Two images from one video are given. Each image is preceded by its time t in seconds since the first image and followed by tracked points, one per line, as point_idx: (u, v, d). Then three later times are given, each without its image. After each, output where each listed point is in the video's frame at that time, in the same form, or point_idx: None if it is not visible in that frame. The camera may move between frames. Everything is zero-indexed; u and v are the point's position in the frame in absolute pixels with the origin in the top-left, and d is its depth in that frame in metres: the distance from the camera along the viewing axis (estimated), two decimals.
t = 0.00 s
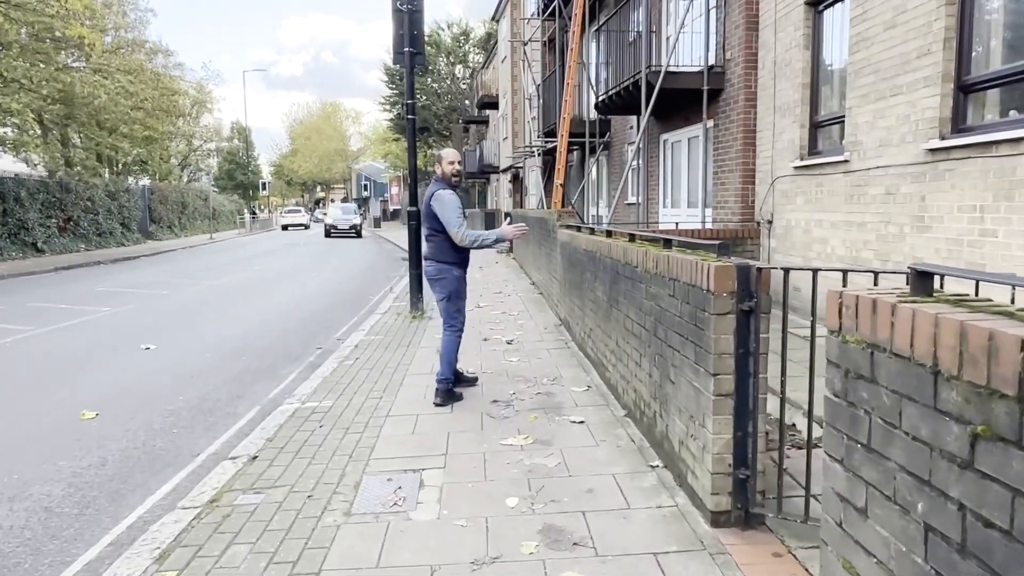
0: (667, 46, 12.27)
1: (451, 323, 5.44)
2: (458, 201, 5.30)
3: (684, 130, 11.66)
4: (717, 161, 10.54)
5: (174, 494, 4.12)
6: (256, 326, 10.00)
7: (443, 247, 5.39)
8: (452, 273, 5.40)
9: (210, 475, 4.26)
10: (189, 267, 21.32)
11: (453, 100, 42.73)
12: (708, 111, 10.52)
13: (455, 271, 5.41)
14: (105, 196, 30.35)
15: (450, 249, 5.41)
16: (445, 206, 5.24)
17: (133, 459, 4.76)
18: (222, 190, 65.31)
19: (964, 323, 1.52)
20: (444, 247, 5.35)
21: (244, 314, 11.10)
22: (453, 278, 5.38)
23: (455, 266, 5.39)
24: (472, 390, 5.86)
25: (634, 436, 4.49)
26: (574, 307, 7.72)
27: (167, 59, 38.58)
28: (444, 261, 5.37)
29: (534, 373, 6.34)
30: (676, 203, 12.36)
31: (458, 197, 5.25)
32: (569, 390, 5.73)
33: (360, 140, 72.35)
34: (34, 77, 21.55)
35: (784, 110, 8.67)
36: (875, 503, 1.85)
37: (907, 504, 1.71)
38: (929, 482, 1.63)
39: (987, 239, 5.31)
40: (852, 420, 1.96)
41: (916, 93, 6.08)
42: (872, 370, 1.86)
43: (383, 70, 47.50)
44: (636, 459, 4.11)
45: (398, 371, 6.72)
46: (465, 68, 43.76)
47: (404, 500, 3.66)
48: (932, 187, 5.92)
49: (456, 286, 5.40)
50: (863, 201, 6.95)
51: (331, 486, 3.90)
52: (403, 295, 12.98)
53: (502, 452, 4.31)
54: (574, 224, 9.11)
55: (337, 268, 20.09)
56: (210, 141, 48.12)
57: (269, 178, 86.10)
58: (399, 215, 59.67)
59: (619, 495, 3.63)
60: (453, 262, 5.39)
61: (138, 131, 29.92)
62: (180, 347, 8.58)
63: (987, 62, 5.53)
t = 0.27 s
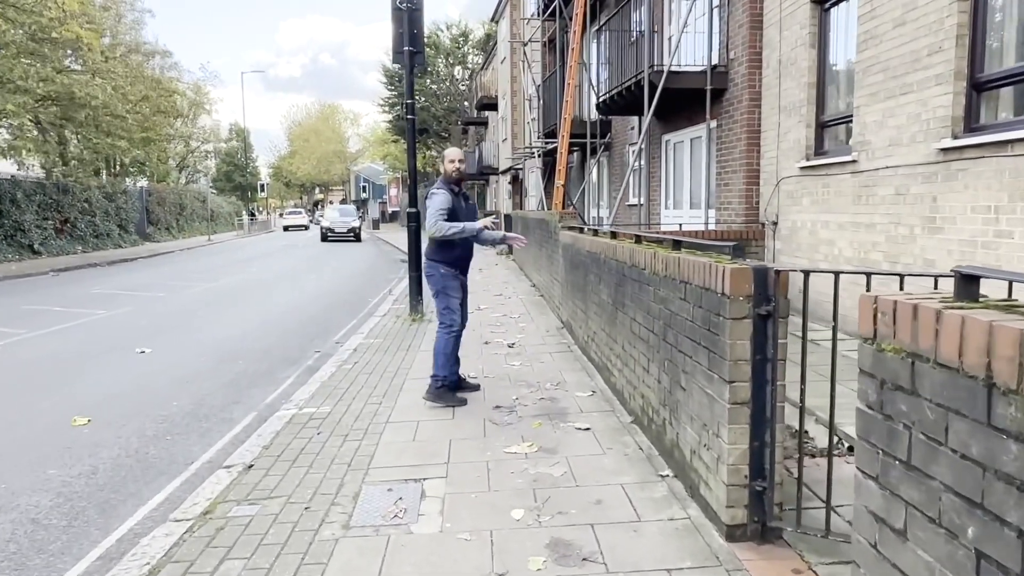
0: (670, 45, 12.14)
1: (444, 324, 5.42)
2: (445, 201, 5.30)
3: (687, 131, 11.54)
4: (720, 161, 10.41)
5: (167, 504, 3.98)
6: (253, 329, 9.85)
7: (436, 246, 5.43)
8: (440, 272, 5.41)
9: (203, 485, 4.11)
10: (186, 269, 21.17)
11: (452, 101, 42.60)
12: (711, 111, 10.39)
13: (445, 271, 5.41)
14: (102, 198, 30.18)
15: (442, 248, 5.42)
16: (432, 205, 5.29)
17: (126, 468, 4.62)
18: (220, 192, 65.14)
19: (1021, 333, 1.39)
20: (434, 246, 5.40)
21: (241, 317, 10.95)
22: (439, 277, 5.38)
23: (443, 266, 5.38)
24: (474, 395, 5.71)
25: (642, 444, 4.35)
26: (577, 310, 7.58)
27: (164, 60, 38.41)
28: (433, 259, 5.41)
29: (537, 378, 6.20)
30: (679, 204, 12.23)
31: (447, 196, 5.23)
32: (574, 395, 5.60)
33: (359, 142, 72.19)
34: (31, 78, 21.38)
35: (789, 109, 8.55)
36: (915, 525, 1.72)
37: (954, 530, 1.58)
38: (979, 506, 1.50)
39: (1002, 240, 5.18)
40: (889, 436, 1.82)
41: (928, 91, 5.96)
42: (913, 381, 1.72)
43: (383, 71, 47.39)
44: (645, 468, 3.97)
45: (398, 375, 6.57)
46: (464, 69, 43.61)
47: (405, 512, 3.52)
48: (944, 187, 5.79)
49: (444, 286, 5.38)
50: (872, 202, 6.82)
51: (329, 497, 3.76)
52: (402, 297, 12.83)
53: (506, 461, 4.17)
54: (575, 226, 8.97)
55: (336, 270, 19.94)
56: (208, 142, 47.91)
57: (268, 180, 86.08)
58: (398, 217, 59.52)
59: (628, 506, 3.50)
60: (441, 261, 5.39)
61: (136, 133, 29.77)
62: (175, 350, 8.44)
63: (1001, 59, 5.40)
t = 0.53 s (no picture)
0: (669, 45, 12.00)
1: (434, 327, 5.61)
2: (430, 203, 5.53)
3: (687, 131, 11.39)
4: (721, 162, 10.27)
5: (150, 518, 3.81)
6: (247, 332, 9.67)
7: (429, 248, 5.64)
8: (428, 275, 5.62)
9: (189, 497, 3.94)
10: (181, 270, 20.97)
11: (449, 102, 42.45)
12: (711, 111, 10.25)
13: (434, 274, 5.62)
14: (96, 199, 29.95)
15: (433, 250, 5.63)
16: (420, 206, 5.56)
17: (110, 478, 4.45)
18: (216, 194, 64.90)
19: None
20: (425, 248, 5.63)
21: (234, 320, 10.78)
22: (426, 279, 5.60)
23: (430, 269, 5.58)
24: (472, 401, 5.55)
25: (647, 453, 4.19)
26: (577, 313, 7.42)
27: (159, 60, 38.19)
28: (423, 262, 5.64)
29: (536, 383, 6.03)
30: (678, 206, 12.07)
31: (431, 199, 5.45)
32: (575, 401, 5.44)
33: (355, 143, 71.94)
34: (25, 78, 21.13)
35: (792, 109, 8.41)
36: (961, 556, 1.56)
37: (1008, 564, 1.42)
38: None
39: (1015, 242, 5.04)
40: (929, 455, 1.66)
41: (936, 89, 5.82)
42: (957, 397, 1.56)
43: (379, 72, 47.21)
44: (650, 479, 3.81)
45: (393, 380, 6.40)
46: (461, 70, 43.43)
47: (400, 527, 3.35)
48: (954, 187, 5.65)
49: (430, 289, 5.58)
50: (878, 202, 6.67)
51: (320, 511, 3.60)
52: (398, 299, 12.67)
53: (505, 472, 4.00)
54: (575, 227, 8.82)
55: (331, 272, 19.75)
56: (204, 143, 47.66)
57: (265, 181, 85.83)
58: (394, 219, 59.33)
59: (635, 520, 3.33)
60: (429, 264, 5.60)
61: (131, 134, 29.55)
62: (166, 354, 8.26)
63: (1013, 56, 5.26)
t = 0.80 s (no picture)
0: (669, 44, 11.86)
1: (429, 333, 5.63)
2: (416, 208, 5.77)
3: (686, 131, 11.25)
4: (722, 163, 10.12)
5: (134, 535, 3.64)
6: (240, 337, 9.50)
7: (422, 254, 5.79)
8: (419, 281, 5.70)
9: (176, 512, 3.77)
10: (174, 273, 20.76)
11: (445, 104, 42.28)
12: (712, 111, 10.11)
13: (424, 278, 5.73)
14: (89, 201, 29.76)
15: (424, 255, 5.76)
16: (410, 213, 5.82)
17: (93, 491, 4.27)
18: (211, 195, 64.63)
19: None
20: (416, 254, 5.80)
21: (228, 324, 10.60)
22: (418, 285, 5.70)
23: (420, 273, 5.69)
24: (470, 409, 5.38)
25: (653, 465, 4.03)
26: (577, 317, 7.25)
27: (154, 62, 38.02)
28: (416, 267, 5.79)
29: (536, 390, 5.87)
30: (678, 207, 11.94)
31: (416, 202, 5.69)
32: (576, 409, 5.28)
33: (351, 145, 71.71)
34: (17, 80, 20.88)
35: (795, 109, 8.27)
36: None
37: None
38: None
39: None
40: (981, 482, 1.51)
41: (946, 88, 5.68)
42: (1015, 421, 1.41)
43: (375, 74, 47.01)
44: (658, 493, 3.65)
45: (389, 387, 6.23)
46: (457, 71, 43.31)
47: (396, 546, 3.19)
48: (965, 188, 5.50)
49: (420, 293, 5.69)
50: (885, 204, 6.53)
51: (312, 528, 3.43)
52: (394, 302, 12.50)
53: (505, 485, 3.83)
54: (574, 229, 8.67)
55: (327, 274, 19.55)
56: (199, 145, 47.46)
57: (260, 183, 85.56)
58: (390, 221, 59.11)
59: (643, 538, 3.17)
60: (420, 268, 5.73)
61: (125, 135, 29.32)
62: (157, 359, 8.08)
63: None
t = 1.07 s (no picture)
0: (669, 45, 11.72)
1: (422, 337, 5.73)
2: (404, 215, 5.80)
3: (687, 133, 11.12)
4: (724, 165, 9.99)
5: (121, 552, 3.48)
6: (235, 342, 9.34)
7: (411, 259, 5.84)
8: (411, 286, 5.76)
9: (165, 528, 3.61)
10: (170, 276, 20.56)
11: (442, 106, 42.12)
12: (714, 112, 9.98)
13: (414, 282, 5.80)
14: (84, 203, 29.56)
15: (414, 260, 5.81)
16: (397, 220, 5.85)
17: (80, 504, 4.11)
18: (207, 198, 64.38)
19: None
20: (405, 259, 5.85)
21: (222, 328, 10.43)
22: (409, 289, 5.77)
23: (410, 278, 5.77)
24: (471, 417, 5.23)
25: (663, 477, 3.88)
26: (579, 321, 7.11)
27: (150, 64, 37.86)
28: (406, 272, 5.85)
29: (538, 397, 5.71)
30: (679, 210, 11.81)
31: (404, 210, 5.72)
32: (580, 417, 5.13)
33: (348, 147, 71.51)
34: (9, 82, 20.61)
35: (799, 110, 8.14)
36: None
37: None
38: None
39: None
40: None
41: (958, 87, 5.56)
42: None
43: (372, 76, 46.84)
44: (668, 507, 3.50)
45: (387, 394, 6.07)
46: (454, 74, 43.21)
47: (395, 564, 3.03)
48: (978, 190, 5.38)
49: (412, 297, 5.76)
50: (894, 206, 6.40)
51: (308, 545, 3.27)
52: (392, 306, 12.34)
53: (509, 498, 3.68)
54: (574, 232, 8.52)
55: (323, 278, 19.38)
56: (195, 147, 47.30)
57: (256, 186, 85.33)
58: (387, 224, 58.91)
59: (655, 556, 3.02)
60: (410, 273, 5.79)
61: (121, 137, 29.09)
62: (150, 365, 7.91)
63: None
